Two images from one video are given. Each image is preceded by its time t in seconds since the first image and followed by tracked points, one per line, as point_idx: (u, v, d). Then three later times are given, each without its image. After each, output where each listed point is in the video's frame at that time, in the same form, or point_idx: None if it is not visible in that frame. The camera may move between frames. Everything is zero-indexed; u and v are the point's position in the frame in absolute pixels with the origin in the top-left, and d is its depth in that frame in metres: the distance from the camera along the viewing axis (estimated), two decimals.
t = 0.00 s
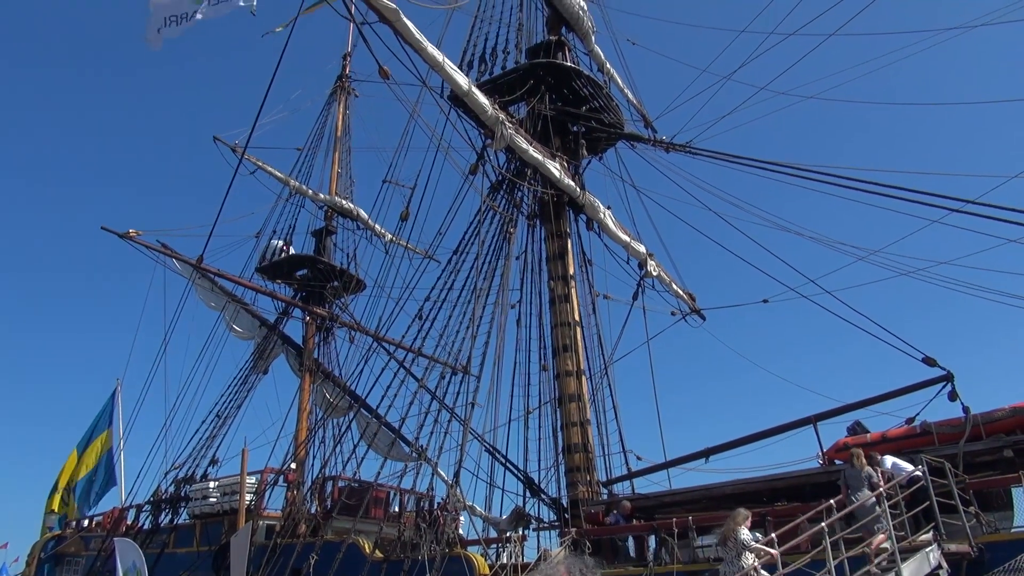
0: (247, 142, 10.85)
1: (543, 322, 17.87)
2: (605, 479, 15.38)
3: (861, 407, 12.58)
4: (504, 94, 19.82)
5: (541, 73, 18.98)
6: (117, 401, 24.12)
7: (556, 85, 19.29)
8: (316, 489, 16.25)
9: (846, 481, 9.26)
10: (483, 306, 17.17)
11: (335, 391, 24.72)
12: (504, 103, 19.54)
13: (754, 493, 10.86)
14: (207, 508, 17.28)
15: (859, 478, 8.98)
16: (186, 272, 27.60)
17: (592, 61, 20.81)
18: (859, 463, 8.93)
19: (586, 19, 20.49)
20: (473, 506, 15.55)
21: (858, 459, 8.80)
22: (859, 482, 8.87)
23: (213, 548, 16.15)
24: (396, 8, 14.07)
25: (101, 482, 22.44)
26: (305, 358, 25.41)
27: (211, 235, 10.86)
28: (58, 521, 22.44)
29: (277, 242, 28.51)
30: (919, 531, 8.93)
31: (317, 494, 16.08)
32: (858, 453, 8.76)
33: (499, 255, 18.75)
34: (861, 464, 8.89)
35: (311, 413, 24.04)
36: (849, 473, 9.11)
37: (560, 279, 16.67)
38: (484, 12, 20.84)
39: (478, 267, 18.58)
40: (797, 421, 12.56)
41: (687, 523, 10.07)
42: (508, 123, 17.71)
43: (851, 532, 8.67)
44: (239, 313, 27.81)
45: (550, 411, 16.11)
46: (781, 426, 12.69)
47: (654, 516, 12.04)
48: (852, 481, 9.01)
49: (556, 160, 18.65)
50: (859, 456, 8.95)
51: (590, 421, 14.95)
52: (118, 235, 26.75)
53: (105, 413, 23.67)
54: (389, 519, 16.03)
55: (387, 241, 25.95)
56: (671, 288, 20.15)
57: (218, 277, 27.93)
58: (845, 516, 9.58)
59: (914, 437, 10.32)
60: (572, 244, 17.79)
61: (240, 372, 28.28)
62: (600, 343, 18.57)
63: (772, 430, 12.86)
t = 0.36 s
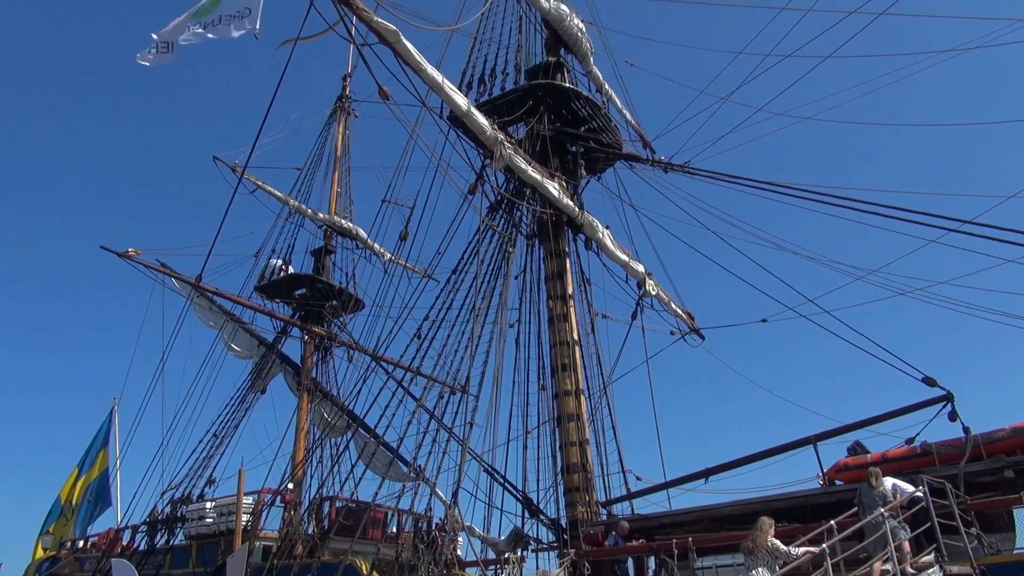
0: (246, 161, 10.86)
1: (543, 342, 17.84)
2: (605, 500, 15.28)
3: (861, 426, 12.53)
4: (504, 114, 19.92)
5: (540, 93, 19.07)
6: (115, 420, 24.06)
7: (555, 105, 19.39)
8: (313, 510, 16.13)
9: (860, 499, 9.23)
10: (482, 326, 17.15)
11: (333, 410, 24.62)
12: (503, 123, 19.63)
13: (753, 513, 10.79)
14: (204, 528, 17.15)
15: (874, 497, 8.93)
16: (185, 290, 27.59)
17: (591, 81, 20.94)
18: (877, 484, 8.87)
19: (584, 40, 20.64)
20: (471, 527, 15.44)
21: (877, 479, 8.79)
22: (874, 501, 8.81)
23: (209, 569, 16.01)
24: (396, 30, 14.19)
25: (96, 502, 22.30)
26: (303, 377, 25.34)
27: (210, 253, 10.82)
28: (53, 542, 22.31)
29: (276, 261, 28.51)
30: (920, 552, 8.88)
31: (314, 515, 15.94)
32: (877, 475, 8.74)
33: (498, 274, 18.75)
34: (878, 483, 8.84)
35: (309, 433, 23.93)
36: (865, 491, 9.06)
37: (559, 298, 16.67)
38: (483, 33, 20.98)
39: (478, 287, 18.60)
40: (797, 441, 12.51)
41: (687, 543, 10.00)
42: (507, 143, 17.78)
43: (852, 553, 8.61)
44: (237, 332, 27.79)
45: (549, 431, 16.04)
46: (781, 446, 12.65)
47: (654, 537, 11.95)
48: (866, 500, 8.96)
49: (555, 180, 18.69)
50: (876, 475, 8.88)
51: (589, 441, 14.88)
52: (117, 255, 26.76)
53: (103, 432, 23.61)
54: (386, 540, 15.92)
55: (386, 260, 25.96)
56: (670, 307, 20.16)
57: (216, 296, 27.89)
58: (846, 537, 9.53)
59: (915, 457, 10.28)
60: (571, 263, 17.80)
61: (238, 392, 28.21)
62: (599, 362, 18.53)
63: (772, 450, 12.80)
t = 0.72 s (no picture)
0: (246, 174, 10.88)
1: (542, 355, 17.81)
2: (605, 514, 15.20)
3: (862, 440, 12.48)
4: (504, 128, 19.98)
5: (540, 107, 19.16)
6: (112, 432, 24.00)
7: (555, 119, 19.45)
8: (311, 524, 16.07)
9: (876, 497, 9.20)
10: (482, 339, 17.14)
11: (333, 423, 24.56)
12: (503, 136, 19.70)
13: (754, 528, 10.72)
14: (202, 542, 17.07)
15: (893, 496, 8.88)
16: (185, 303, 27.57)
17: (590, 95, 21.03)
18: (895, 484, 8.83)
19: (584, 55, 20.73)
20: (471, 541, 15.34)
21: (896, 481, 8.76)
22: (892, 501, 8.78)
23: None
24: (396, 44, 14.27)
25: (94, 515, 22.21)
26: (302, 390, 25.30)
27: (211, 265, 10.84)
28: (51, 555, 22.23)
29: (276, 273, 28.52)
30: (922, 569, 8.82)
31: (312, 529, 15.78)
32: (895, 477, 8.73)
33: (498, 287, 18.76)
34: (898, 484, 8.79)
35: (308, 447, 23.86)
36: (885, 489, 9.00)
37: (559, 311, 16.67)
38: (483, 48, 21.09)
39: (477, 300, 18.61)
40: (798, 455, 12.47)
41: (687, 559, 9.94)
42: (507, 156, 17.81)
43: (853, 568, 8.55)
44: (237, 345, 27.79)
45: (548, 444, 15.99)
46: (781, 460, 12.60)
47: (654, 552, 11.89)
48: (885, 497, 8.93)
49: (554, 193, 18.71)
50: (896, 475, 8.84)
51: (589, 454, 14.82)
52: (117, 267, 26.79)
53: (100, 444, 23.55)
54: (385, 554, 15.85)
55: (386, 273, 25.97)
56: (670, 320, 20.15)
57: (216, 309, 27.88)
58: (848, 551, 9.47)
59: (916, 471, 10.25)
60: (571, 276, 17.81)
61: (237, 405, 28.14)
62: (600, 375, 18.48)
63: (773, 464, 12.75)
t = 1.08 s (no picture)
0: (249, 188, 10.89)
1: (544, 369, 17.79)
2: (606, 531, 15.12)
3: (865, 457, 12.43)
4: (505, 143, 20.05)
5: (542, 122, 19.23)
6: (112, 446, 23.97)
7: (556, 134, 19.51)
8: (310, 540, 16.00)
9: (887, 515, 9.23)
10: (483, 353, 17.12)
11: (333, 438, 24.49)
12: (505, 152, 19.77)
13: (757, 545, 10.66)
14: (200, 558, 16.98)
15: (906, 514, 8.92)
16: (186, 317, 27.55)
17: (592, 111, 21.11)
18: (909, 501, 8.90)
19: (586, 71, 20.83)
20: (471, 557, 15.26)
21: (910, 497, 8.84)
22: (906, 517, 8.84)
23: None
24: (399, 60, 14.35)
25: (93, 529, 22.13)
26: (303, 405, 25.27)
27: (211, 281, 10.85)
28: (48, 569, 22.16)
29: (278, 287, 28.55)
30: None
31: (312, 544, 15.65)
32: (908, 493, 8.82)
33: (499, 302, 18.76)
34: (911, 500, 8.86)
35: (308, 461, 23.79)
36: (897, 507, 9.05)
37: (560, 326, 16.66)
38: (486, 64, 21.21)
39: (478, 315, 18.61)
40: (800, 472, 12.41)
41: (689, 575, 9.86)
42: (509, 171, 17.85)
43: None
44: (238, 359, 27.78)
45: (549, 460, 15.93)
46: (783, 477, 12.55)
47: (655, 569, 11.80)
48: (897, 515, 8.97)
49: (555, 209, 18.74)
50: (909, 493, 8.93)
51: (590, 470, 14.76)
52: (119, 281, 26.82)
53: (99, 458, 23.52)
54: (384, 570, 15.77)
55: (387, 287, 25.99)
56: (671, 335, 20.13)
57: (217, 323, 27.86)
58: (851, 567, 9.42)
59: (919, 488, 10.21)
60: (572, 291, 17.81)
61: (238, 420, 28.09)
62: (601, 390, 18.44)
63: (775, 481, 12.69)
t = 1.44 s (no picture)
0: (252, 200, 10.90)
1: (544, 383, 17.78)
2: (607, 546, 15.05)
3: (867, 473, 12.37)
4: (507, 157, 20.12)
5: (543, 136, 19.31)
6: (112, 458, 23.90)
7: (558, 148, 19.58)
8: (309, 554, 15.93)
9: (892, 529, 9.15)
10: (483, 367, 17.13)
11: (333, 451, 24.43)
12: (506, 165, 19.83)
13: (759, 561, 10.58)
14: (199, 571, 16.90)
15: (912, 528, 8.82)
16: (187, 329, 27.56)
17: (594, 125, 21.19)
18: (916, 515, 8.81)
19: (588, 85, 20.94)
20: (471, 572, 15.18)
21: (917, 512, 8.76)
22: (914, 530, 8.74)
23: None
24: (402, 74, 14.42)
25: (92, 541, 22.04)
26: (304, 418, 25.24)
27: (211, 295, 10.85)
28: None
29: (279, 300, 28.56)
30: None
31: (311, 559, 15.74)
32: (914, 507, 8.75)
33: (501, 316, 18.76)
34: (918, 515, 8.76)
35: (308, 474, 23.73)
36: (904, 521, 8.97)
37: (561, 340, 16.66)
38: (488, 78, 21.32)
39: (479, 329, 18.62)
40: (802, 487, 12.36)
41: None
42: (510, 185, 17.88)
43: None
44: (238, 372, 27.77)
45: (550, 474, 15.88)
46: (785, 492, 12.49)
47: None
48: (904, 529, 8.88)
49: (557, 223, 18.77)
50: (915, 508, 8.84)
51: (591, 485, 14.70)
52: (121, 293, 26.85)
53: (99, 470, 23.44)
54: None
55: (389, 300, 26.01)
56: (673, 349, 20.10)
57: (218, 335, 27.87)
58: None
59: (921, 504, 10.15)
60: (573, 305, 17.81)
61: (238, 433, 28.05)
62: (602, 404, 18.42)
63: (776, 496, 12.63)
